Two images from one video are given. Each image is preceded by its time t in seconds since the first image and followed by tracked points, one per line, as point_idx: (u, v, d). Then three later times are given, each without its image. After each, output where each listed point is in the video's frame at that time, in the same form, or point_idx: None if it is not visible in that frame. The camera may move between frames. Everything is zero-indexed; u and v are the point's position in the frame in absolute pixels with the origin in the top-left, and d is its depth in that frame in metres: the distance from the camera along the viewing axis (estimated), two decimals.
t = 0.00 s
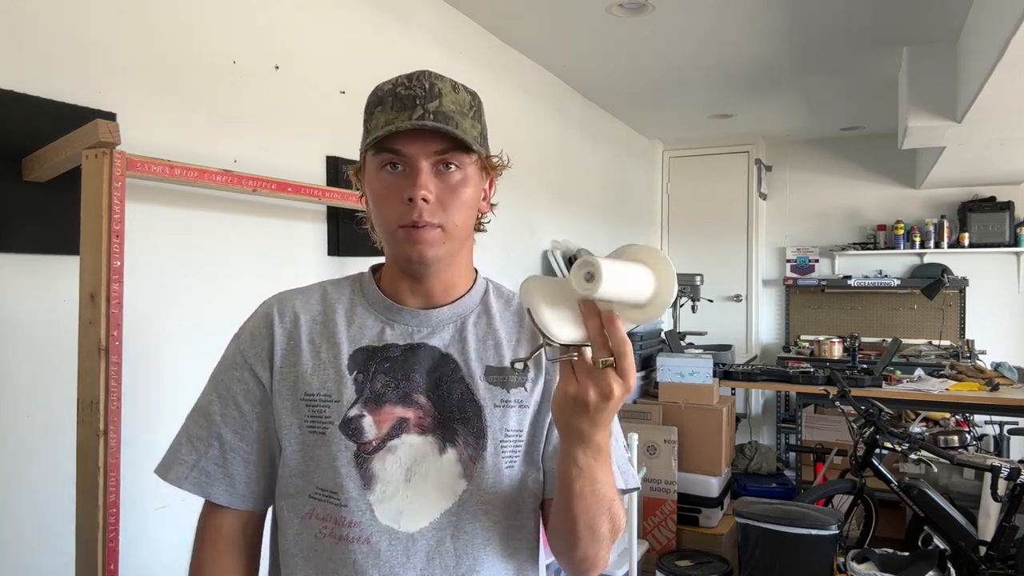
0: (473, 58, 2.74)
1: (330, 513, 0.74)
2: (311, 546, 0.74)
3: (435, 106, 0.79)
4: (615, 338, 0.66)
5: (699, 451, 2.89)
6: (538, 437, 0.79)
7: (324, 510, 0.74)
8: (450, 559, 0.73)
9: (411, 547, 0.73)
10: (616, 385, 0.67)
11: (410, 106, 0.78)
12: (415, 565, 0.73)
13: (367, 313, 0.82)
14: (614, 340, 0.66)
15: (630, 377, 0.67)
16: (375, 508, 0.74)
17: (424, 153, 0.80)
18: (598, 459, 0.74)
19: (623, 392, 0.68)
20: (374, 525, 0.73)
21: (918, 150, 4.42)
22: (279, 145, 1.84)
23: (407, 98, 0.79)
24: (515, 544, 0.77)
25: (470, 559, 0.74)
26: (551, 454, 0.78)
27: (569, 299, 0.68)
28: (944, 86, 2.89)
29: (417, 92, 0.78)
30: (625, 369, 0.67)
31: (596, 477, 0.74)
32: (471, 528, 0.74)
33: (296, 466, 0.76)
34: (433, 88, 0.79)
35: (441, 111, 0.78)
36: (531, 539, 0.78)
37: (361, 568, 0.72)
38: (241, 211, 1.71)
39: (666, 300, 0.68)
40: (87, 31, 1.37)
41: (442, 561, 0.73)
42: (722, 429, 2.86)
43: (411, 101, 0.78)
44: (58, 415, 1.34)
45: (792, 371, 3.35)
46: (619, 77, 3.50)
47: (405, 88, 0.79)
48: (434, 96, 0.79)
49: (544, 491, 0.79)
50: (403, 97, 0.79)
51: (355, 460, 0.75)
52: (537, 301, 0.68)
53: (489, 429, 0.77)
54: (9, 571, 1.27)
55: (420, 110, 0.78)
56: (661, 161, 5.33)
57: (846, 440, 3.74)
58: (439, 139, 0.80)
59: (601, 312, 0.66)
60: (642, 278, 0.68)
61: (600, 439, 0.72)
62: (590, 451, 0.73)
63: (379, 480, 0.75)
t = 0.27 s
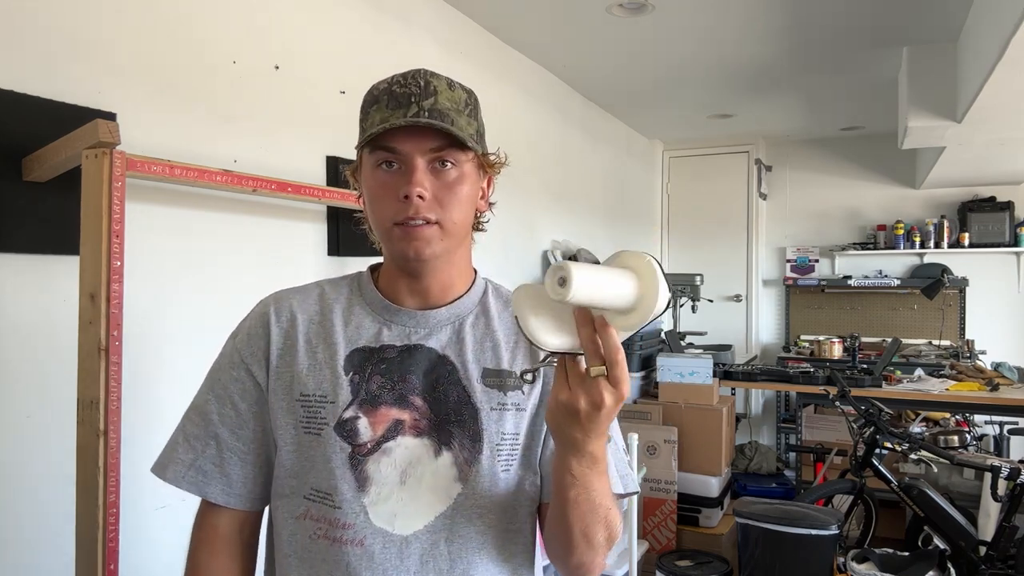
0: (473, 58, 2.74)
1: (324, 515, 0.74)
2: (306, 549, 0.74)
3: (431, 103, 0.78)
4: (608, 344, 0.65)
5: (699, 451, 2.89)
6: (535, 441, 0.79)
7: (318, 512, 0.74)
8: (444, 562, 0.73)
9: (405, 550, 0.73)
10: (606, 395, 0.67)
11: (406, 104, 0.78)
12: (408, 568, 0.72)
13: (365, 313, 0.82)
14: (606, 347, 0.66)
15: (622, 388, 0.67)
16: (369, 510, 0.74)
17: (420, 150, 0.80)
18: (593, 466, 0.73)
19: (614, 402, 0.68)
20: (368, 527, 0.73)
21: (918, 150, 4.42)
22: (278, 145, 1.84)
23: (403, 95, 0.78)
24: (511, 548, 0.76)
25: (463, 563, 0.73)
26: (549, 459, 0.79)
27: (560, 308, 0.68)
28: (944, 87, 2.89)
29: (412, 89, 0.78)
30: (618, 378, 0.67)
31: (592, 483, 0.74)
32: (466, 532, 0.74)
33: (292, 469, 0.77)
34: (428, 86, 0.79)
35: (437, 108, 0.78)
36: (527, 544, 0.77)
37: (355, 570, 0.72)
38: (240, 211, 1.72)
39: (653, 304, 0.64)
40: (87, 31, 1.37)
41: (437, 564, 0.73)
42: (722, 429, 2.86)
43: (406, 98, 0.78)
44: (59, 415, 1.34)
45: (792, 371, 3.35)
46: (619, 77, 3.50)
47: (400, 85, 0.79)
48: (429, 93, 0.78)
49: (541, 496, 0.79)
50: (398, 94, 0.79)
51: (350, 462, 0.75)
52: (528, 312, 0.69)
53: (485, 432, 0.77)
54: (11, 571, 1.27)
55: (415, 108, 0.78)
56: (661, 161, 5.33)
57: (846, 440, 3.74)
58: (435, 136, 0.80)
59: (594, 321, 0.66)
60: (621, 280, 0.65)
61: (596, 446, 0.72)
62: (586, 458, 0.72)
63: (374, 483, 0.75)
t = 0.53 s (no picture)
0: (473, 58, 2.75)
1: (320, 516, 0.74)
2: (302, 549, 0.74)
3: (430, 103, 0.79)
4: (591, 335, 0.67)
5: (699, 451, 2.90)
6: (531, 441, 0.79)
7: (314, 513, 0.75)
8: (439, 563, 0.73)
9: (400, 551, 0.73)
10: (589, 386, 0.68)
11: (404, 103, 0.79)
12: (404, 569, 0.72)
13: (361, 314, 0.83)
14: (591, 339, 0.67)
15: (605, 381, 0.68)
16: (365, 511, 0.74)
17: (419, 150, 0.80)
18: (584, 462, 0.73)
19: (598, 394, 0.68)
20: (363, 527, 0.73)
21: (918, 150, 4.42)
22: (279, 145, 1.84)
23: (401, 94, 0.79)
24: (507, 550, 0.76)
25: (459, 564, 0.73)
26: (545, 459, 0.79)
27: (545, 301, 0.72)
28: (943, 86, 2.89)
29: (411, 88, 0.79)
30: (601, 368, 0.68)
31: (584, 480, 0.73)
32: (462, 534, 0.74)
33: (288, 469, 0.77)
34: (426, 85, 0.79)
35: (436, 108, 0.79)
36: (523, 546, 0.77)
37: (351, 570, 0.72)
38: (240, 212, 1.72)
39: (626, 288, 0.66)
40: (87, 31, 1.37)
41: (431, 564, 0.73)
42: (722, 429, 2.86)
43: (404, 97, 0.79)
44: (60, 415, 1.35)
45: (792, 371, 3.35)
46: (619, 77, 3.50)
47: (398, 84, 0.79)
48: (428, 93, 0.79)
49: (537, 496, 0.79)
50: (396, 93, 0.79)
51: (345, 463, 0.75)
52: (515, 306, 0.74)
53: (481, 433, 0.77)
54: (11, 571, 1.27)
55: (413, 107, 0.78)
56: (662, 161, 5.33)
57: (846, 440, 3.74)
58: (434, 136, 0.80)
59: (578, 311, 0.69)
60: (595, 269, 0.68)
61: (583, 441, 0.72)
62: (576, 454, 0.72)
63: (369, 484, 0.75)
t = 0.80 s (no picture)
0: (473, 58, 2.74)
1: (318, 516, 0.74)
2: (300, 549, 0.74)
3: (439, 105, 0.79)
4: (599, 366, 0.64)
5: (699, 451, 2.89)
6: (529, 442, 0.79)
7: (312, 513, 0.75)
8: (437, 564, 0.73)
9: (398, 551, 0.73)
10: (589, 415, 0.65)
11: (414, 105, 0.78)
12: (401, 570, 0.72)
13: (358, 314, 0.82)
14: (599, 367, 0.64)
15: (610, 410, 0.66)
16: (362, 512, 0.74)
17: (428, 151, 0.80)
18: (582, 481, 0.71)
19: (599, 424, 0.66)
20: (361, 528, 0.73)
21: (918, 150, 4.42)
22: (279, 145, 1.84)
23: (410, 96, 0.79)
24: (506, 551, 0.76)
25: (456, 565, 0.73)
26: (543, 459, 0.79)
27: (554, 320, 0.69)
28: (943, 86, 2.89)
29: (420, 91, 0.79)
30: (606, 399, 0.65)
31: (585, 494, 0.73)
32: (460, 535, 0.74)
33: (286, 470, 0.77)
34: (435, 87, 0.79)
35: (446, 110, 0.79)
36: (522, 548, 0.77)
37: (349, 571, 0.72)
38: (240, 211, 1.71)
39: (640, 321, 0.63)
40: (87, 31, 1.37)
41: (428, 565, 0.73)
42: (722, 429, 2.86)
43: (414, 99, 0.78)
44: (60, 416, 1.34)
45: (792, 371, 3.35)
46: (619, 77, 3.50)
47: (406, 86, 0.79)
48: (437, 95, 0.79)
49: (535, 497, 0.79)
50: (405, 94, 0.79)
51: (343, 463, 0.75)
52: (524, 323, 0.70)
53: (478, 433, 0.76)
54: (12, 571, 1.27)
55: (424, 109, 0.78)
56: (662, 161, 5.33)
57: (846, 440, 3.74)
58: (443, 138, 0.80)
59: (588, 340, 0.66)
60: (609, 302, 0.64)
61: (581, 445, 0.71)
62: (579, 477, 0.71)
63: (366, 484, 0.75)
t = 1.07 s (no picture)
0: (473, 58, 2.74)
1: (319, 516, 0.74)
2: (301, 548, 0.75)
3: (444, 104, 0.79)
4: (603, 370, 0.64)
5: (699, 451, 2.90)
6: (530, 441, 0.79)
7: (313, 512, 0.75)
8: (437, 563, 0.73)
9: (398, 550, 0.73)
10: (596, 419, 0.65)
11: (419, 104, 0.78)
12: (401, 569, 0.73)
13: (357, 314, 0.82)
14: (603, 371, 0.64)
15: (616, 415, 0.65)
16: (362, 511, 0.74)
17: (433, 151, 0.80)
18: (587, 482, 0.71)
19: (604, 428, 0.65)
20: (361, 528, 0.73)
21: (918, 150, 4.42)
22: (279, 145, 1.84)
23: (415, 95, 0.79)
24: (507, 550, 0.76)
25: (457, 565, 0.73)
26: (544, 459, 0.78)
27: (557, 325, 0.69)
28: (943, 86, 2.89)
29: (425, 90, 0.79)
30: (612, 403, 0.65)
31: (585, 495, 0.72)
32: (460, 534, 0.74)
33: (285, 470, 0.77)
34: (440, 86, 0.79)
35: (451, 110, 0.79)
36: (523, 547, 0.77)
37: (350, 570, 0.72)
38: (240, 212, 1.72)
39: (643, 325, 0.62)
40: (87, 31, 1.37)
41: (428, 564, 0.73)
42: (722, 429, 2.86)
43: (419, 98, 0.79)
44: (60, 416, 1.34)
45: (792, 371, 3.35)
46: (619, 77, 3.50)
47: (410, 84, 0.79)
48: (442, 95, 0.79)
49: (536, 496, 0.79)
50: (410, 93, 0.79)
51: (342, 463, 0.75)
52: (527, 328, 0.70)
53: (477, 433, 0.76)
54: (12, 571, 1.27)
55: (430, 108, 0.78)
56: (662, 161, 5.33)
57: (846, 440, 3.74)
58: (447, 138, 0.80)
59: (592, 343, 0.65)
60: (613, 304, 0.64)
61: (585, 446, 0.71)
62: (582, 478, 0.70)
63: (367, 483, 0.74)
